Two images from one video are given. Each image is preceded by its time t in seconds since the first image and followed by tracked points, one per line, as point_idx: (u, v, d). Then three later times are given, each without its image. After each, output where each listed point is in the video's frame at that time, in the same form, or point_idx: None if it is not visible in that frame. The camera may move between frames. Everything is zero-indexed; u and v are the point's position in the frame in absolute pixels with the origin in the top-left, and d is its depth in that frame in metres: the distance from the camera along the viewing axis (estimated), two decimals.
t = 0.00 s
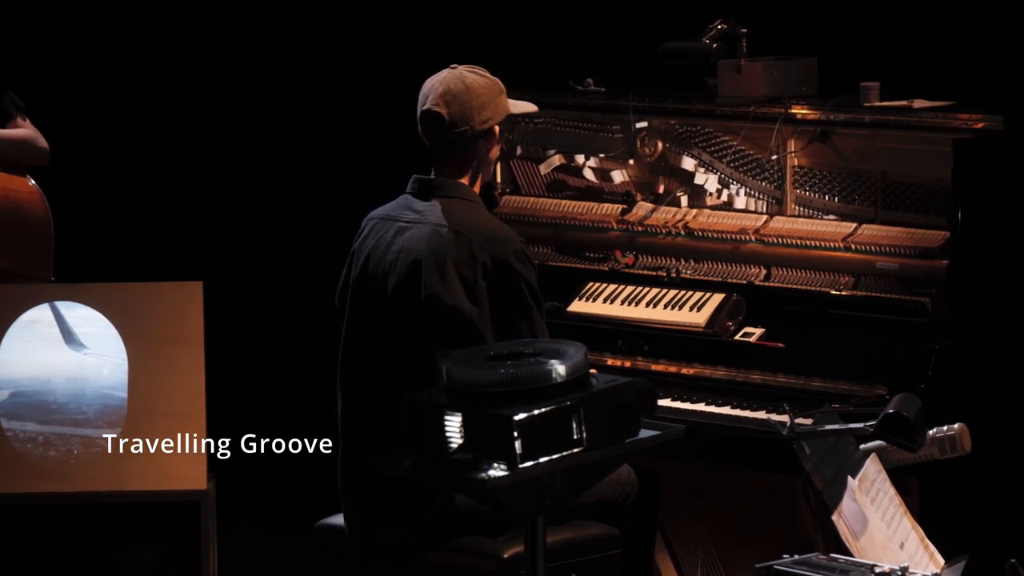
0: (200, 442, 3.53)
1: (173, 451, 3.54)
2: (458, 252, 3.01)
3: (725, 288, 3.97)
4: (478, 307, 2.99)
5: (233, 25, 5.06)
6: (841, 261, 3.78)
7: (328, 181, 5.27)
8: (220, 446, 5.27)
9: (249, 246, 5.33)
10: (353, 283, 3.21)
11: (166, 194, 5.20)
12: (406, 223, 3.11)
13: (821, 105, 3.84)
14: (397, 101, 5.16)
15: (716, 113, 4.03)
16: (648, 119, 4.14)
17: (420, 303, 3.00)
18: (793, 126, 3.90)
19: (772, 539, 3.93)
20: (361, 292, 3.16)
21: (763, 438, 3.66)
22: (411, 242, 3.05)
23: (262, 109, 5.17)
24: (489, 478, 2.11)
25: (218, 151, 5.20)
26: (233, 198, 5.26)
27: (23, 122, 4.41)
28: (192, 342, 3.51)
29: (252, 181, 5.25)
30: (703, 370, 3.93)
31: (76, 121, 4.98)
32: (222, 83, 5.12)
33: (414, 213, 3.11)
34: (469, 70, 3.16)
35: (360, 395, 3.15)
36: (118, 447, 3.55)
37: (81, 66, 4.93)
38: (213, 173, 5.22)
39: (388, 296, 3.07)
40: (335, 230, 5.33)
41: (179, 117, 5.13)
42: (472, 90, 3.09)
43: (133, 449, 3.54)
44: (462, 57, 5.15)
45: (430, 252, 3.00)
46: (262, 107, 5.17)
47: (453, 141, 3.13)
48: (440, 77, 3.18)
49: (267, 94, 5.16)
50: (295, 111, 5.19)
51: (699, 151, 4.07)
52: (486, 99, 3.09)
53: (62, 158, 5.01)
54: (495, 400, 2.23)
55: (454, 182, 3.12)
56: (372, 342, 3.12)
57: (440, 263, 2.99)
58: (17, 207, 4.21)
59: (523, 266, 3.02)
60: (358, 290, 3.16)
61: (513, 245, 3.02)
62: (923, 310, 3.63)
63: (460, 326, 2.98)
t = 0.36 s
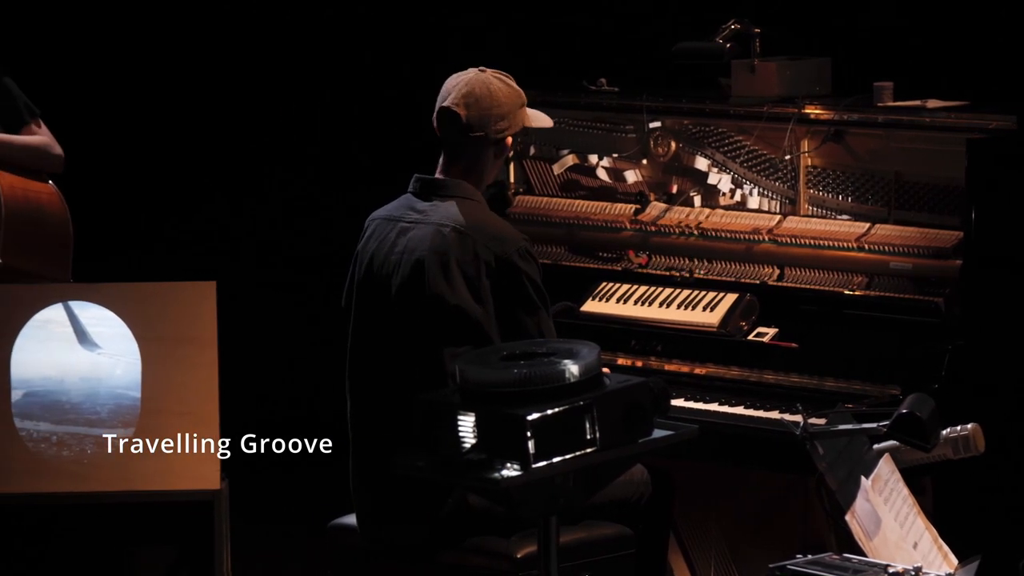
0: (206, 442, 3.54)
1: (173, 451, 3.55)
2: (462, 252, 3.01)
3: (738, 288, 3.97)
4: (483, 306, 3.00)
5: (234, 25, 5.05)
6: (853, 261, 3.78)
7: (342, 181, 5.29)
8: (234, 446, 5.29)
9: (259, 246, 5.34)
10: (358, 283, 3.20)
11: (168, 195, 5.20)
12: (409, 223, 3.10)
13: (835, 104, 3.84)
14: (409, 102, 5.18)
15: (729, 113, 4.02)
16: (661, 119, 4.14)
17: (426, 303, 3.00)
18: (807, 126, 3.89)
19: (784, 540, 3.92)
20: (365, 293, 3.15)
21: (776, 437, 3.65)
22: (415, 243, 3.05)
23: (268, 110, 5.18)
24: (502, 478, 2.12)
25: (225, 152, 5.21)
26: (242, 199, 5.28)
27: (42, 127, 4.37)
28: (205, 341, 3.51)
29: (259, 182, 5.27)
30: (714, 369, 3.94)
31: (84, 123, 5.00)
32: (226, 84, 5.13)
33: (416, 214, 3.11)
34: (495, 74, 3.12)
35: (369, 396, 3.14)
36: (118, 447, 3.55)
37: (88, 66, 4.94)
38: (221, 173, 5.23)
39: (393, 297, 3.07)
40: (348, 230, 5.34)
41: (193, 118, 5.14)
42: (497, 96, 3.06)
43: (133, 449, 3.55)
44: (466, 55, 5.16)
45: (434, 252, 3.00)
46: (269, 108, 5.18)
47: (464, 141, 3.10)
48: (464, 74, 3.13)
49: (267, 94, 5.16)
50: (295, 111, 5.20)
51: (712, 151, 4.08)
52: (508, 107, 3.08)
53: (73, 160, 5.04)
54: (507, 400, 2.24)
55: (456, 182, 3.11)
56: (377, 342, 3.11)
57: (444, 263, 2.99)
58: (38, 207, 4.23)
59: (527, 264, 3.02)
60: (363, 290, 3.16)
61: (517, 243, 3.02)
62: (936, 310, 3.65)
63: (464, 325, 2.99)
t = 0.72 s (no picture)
0: (206, 442, 3.55)
1: (173, 451, 3.56)
2: (468, 253, 3.01)
3: (744, 288, 3.98)
4: (491, 307, 3.01)
5: (233, 26, 5.08)
6: (859, 260, 3.78)
7: (349, 180, 5.32)
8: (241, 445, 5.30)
9: (266, 245, 5.37)
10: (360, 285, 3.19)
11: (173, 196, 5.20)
12: (411, 225, 3.09)
13: (842, 104, 3.85)
14: (417, 99, 5.19)
15: (735, 113, 4.03)
16: (668, 119, 4.15)
17: (435, 305, 3.00)
18: (814, 126, 3.89)
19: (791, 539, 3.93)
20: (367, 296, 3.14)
21: (782, 437, 3.65)
22: (418, 246, 3.04)
23: (274, 109, 5.22)
24: (508, 478, 2.12)
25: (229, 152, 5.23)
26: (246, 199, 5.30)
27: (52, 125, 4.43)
28: (212, 342, 3.52)
29: (261, 182, 5.30)
30: (720, 369, 3.94)
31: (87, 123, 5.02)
32: (229, 84, 5.16)
33: (418, 216, 3.10)
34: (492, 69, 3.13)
35: (373, 397, 3.15)
36: (118, 447, 3.56)
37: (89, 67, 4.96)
38: (228, 172, 5.25)
39: (397, 300, 3.07)
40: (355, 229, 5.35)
41: (199, 118, 5.16)
42: (502, 91, 3.08)
43: (133, 449, 3.56)
44: (468, 55, 5.17)
45: (439, 254, 3.00)
46: (275, 107, 5.22)
47: (472, 139, 3.08)
48: (463, 70, 3.12)
49: (267, 95, 5.20)
50: (295, 111, 5.24)
51: (719, 151, 4.08)
52: (509, 100, 3.10)
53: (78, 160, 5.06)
54: (514, 399, 2.24)
55: (460, 183, 3.10)
56: (382, 344, 3.10)
57: (450, 265, 2.99)
58: (47, 207, 4.25)
59: (532, 263, 3.03)
60: (366, 294, 3.14)
61: (521, 242, 3.03)
62: (944, 309, 3.64)
63: (474, 326, 2.99)
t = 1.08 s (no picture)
0: (206, 442, 3.55)
1: (173, 451, 3.56)
2: (465, 256, 3.01)
3: (747, 288, 3.98)
4: (488, 310, 3.01)
5: (235, 26, 5.08)
6: (862, 260, 3.78)
7: (352, 180, 5.32)
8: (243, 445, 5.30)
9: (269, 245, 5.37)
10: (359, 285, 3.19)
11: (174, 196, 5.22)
12: (408, 227, 3.09)
13: (845, 104, 3.85)
14: (419, 99, 5.19)
15: (738, 113, 4.03)
16: (670, 119, 4.15)
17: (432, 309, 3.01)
18: (816, 126, 3.90)
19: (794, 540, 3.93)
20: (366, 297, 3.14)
21: (785, 437, 3.65)
22: (416, 248, 3.04)
23: (276, 108, 5.22)
24: (511, 478, 2.12)
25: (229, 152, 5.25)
26: (246, 197, 5.31)
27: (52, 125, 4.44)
28: (215, 342, 3.54)
29: (263, 182, 5.30)
30: (722, 369, 3.94)
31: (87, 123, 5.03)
32: (229, 84, 5.15)
33: (416, 217, 3.09)
34: (494, 72, 3.12)
35: (374, 398, 3.14)
36: (118, 447, 3.55)
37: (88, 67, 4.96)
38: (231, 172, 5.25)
39: (396, 302, 3.07)
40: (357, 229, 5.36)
41: (201, 118, 5.16)
42: (504, 94, 3.06)
43: (133, 449, 3.55)
44: (468, 55, 5.17)
45: (437, 258, 3.01)
46: (277, 107, 5.22)
47: (472, 142, 3.07)
48: (465, 72, 3.11)
49: (268, 95, 5.19)
50: (295, 111, 5.23)
51: (722, 151, 4.08)
52: (510, 103, 3.09)
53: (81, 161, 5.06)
54: (516, 399, 2.25)
55: (458, 183, 3.09)
56: (382, 345, 3.10)
57: (448, 269, 2.99)
58: (48, 208, 4.25)
59: (530, 265, 3.02)
60: (364, 296, 3.14)
61: (519, 243, 3.01)
62: (946, 310, 3.64)
63: (472, 330, 3.00)
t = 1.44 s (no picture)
0: (206, 442, 3.55)
1: (173, 451, 3.56)
2: (457, 254, 3.01)
3: (748, 287, 3.97)
4: (484, 307, 3.01)
5: (235, 26, 5.08)
6: (862, 260, 3.78)
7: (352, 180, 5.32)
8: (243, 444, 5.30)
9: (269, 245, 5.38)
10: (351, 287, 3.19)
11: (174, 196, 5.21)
12: (399, 227, 3.09)
13: (845, 104, 3.84)
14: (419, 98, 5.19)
15: (739, 112, 4.03)
16: (671, 118, 4.15)
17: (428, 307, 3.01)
18: (816, 125, 3.90)
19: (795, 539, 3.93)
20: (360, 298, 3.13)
21: (785, 437, 3.65)
22: (408, 248, 3.04)
23: (276, 108, 5.22)
24: (511, 477, 2.12)
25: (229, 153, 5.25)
26: (246, 197, 5.31)
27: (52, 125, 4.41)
28: (216, 343, 3.53)
29: (263, 182, 5.30)
30: (722, 369, 3.93)
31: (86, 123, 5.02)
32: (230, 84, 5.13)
33: (406, 217, 3.09)
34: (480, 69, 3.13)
35: (373, 398, 3.14)
36: (118, 447, 3.55)
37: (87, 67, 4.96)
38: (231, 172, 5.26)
39: (391, 302, 3.07)
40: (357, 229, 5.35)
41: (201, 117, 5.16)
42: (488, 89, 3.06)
43: (133, 449, 3.56)
44: (468, 54, 5.17)
45: (430, 257, 3.01)
46: (277, 106, 5.22)
47: (456, 136, 3.07)
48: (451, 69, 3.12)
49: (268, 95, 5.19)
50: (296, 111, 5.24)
51: (722, 150, 4.08)
52: (496, 99, 3.08)
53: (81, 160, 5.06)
54: (516, 398, 2.25)
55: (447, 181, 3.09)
56: (378, 346, 3.10)
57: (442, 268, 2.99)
58: (46, 208, 4.25)
59: (523, 260, 3.02)
60: (358, 297, 3.14)
61: (512, 238, 3.01)
62: (946, 310, 3.65)
63: (468, 327, 3.00)
